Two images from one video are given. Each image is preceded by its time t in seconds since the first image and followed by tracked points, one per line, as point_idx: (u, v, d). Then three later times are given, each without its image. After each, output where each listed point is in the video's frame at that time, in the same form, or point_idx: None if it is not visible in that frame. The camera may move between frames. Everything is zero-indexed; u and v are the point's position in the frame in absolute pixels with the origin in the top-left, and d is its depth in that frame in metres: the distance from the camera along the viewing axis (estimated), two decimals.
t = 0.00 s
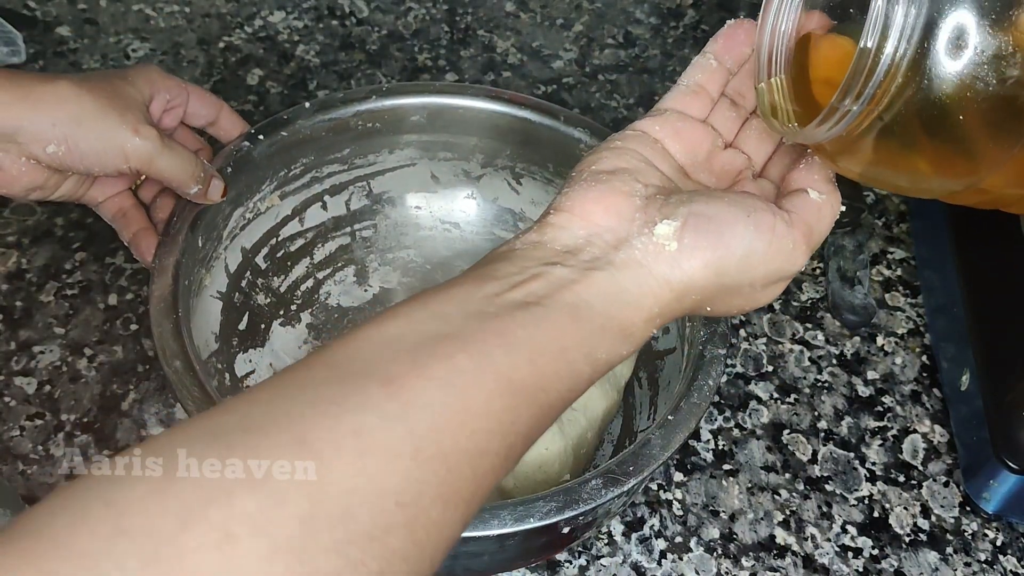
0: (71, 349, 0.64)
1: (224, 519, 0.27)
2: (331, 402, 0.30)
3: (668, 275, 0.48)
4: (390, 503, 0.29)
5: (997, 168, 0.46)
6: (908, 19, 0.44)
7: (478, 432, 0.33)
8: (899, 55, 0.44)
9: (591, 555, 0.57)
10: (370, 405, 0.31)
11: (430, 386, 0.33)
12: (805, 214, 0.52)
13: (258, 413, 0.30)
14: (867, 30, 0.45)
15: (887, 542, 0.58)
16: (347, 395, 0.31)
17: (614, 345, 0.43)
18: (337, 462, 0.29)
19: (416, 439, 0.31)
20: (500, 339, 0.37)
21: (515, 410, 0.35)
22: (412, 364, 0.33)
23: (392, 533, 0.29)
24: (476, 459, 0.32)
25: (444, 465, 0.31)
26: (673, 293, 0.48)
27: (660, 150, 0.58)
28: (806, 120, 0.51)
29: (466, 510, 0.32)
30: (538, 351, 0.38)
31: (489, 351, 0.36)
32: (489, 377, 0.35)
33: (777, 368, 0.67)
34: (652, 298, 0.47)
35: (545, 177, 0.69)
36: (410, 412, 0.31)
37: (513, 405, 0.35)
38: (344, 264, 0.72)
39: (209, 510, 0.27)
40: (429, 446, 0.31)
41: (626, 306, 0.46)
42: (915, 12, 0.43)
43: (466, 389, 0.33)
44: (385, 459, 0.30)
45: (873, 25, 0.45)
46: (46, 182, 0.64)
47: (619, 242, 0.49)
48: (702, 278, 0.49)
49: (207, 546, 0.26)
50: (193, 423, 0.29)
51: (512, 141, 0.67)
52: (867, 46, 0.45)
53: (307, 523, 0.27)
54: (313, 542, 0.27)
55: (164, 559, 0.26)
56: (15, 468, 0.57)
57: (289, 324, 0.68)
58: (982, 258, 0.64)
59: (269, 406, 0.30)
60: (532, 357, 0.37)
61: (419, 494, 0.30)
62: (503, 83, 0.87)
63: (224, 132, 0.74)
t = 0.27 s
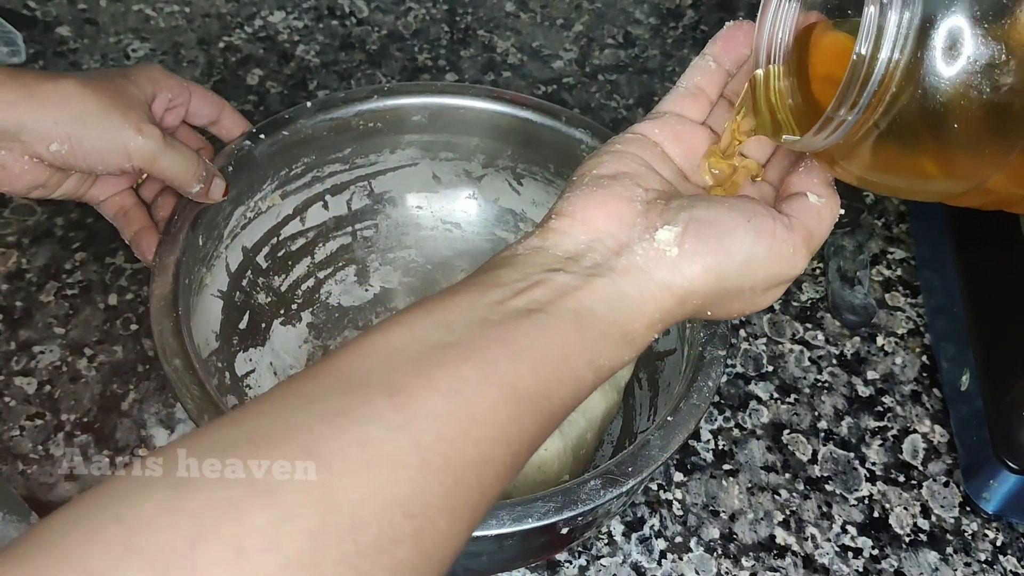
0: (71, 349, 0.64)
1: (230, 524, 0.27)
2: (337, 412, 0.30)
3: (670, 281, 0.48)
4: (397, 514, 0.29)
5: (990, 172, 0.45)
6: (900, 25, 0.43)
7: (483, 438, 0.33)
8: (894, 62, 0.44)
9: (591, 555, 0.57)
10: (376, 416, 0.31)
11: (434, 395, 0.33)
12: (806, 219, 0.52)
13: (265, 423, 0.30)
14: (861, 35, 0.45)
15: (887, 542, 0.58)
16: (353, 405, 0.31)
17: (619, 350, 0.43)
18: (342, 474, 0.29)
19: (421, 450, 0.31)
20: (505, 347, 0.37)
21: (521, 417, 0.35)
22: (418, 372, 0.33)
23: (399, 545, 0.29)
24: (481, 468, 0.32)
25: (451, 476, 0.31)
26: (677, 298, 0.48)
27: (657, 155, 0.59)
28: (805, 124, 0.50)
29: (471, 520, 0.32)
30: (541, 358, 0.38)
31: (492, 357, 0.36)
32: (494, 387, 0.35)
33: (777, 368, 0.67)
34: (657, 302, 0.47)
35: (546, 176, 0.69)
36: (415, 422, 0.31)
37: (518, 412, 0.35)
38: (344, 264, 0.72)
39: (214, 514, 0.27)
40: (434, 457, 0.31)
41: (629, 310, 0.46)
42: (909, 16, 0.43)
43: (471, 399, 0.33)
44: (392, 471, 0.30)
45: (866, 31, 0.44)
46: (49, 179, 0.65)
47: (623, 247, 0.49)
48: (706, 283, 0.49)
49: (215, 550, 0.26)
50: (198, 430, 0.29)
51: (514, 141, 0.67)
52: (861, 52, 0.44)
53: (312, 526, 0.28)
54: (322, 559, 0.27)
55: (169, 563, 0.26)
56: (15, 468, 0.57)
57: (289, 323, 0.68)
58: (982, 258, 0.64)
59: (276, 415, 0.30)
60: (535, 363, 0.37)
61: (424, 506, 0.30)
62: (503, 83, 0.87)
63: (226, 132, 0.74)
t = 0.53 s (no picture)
0: (71, 349, 0.64)
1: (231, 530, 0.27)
2: (339, 419, 0.31)
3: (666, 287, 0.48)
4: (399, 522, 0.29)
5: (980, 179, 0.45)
6: (898, 30, 0.43)
7: (484, 443, 0.33)
8: (890, 67, 0.44)
9: (591, 555, 0.57)
10: (377, 423, 0.31)
11: (436, 403, 0.33)
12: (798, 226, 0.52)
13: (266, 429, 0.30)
14: (857, 40, 0.45)
15: (887, 542, 0.58)
16: (355, 412, 0.31)
17: (616, 355, 0.43)
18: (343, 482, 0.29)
19: (423, 458, 0.31)
20: (507, 355, 0.37)
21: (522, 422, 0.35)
22: (420, 379, 0.33)
23: (400, 553, 0.29)
24: (482, 475, 0.32)
25: (453, 483, 0.31)
26: (674, 304, 0.48)
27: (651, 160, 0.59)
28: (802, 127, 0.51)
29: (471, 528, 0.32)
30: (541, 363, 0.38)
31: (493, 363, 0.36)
32: (496, 394, 0.35)
33: (777, 368, 0.67)
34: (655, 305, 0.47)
35: (546, 176, 0.69)
36: (417, 430, 0.31)
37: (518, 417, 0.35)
38: (344, 264, 0.72)
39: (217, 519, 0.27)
40: (435, 465, 0.31)
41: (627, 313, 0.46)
42: (906, 21, 0.43)
43: (472, 407, 0.33)
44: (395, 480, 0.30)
45: (863, 35, 0.44)
46: (49, 180, 0.65)
47: (619, 254, 0.49)
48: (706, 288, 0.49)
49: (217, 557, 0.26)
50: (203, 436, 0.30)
51: (514, 140, 0.67)
52: (858, 57, 0.44)
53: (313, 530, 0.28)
54: (324, 568, 0.27)
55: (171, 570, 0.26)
56: (15, 468, 0.57)
57: (289, 323, 0.68)
58: (982, 258, 0.64)
59: (275, 421, 0.30)
60: (534, 366, 0.37)
61: (425, 514, 0.30)
62: (502, 83, 0.87)
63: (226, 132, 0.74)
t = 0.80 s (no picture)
0: (71, 349, 0.64)
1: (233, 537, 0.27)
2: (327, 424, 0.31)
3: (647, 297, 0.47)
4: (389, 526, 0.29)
5: (950, 176, 0.45)
6: None
7: (468, 438, 0.33)
8: (894, 28, 0.42)
9: (591, 555, 0.57)
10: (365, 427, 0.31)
11: (422, 403, 0.33)
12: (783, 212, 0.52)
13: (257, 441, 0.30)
14: None
15: (887, 542, 0.58)
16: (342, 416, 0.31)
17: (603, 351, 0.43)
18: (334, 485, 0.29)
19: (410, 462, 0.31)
20: (499, 359, 0.37)
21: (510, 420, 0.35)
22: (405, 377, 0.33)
23: (387, 557, 0.29)
24: (471, 475, 0.32)
25: (441, 485, 0.31)
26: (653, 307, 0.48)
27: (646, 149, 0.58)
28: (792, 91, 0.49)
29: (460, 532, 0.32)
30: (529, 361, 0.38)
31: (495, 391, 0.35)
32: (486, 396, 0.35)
33: (777, 368, 0.67)
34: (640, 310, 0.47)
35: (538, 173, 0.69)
36: (403, 431, 0.31)
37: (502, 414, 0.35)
38: (344, 263, 0.72)
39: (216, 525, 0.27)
40: (425, 470, 0.31)
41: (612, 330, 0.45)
42: None
43: (455, 405, 0.33)
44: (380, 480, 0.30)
45: None
46: (50, 180, 0.65)
47: (602, 249, 0.49)
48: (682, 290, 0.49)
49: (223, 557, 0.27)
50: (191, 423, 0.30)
51: (513, 140, 0.67)
52: (865, 12, 0.44)
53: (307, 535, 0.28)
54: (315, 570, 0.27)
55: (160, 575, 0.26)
56: (15, 468, 0.57)
57: (289, 323, 0.68)
58: (982, 258, 0.64)
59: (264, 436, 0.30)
60: (521, 366, 0.37)
61: (413, 519, 0.30)
62: (502, 83, 0.87)
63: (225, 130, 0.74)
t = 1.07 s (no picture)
0: (71, 349, 0.64)
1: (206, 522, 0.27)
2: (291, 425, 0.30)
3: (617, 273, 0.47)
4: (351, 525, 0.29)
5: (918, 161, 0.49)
6: None
7: (436, 431, 0.33)
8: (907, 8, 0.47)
9: (590, 555, 0.57)
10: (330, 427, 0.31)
11: (386, 399, 0.32)
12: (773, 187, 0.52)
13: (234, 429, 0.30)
14: None
15: (887, 542, 0.58)
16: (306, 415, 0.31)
17: (577, 337, 0.43)
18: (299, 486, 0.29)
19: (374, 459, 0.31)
20: (468, 352, 0.36)
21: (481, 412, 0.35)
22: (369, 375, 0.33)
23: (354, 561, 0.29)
24: (440, 469, 0.32)
25: (408, 484, 0.31)
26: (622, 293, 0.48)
27: (605, 132, 0.58)
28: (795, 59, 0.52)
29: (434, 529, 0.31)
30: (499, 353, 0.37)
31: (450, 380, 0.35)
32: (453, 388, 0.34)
33: (776, 368, 0.67)
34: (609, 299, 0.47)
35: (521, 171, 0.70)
36: (366, 428, 0.31)
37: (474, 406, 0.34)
38: (310, 261, 0.73)
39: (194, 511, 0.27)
40: (389, 466, 0.31)
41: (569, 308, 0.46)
42: None
43: (420, 399, 0.33)
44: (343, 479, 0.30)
45: None
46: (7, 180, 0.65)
47: (571, 224, 0.49)
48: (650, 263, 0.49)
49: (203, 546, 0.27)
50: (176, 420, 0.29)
51: (476, 133, 0.68)
52: None
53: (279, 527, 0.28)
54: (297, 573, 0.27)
55: None
56: (15, 468, 0.57)
57: (255, 323, 0.67)
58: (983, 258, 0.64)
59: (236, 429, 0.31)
60: (487, 357, 0.37)
61: (378, 521, 0.30)
62: (502, 83, 0.87)
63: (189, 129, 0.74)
